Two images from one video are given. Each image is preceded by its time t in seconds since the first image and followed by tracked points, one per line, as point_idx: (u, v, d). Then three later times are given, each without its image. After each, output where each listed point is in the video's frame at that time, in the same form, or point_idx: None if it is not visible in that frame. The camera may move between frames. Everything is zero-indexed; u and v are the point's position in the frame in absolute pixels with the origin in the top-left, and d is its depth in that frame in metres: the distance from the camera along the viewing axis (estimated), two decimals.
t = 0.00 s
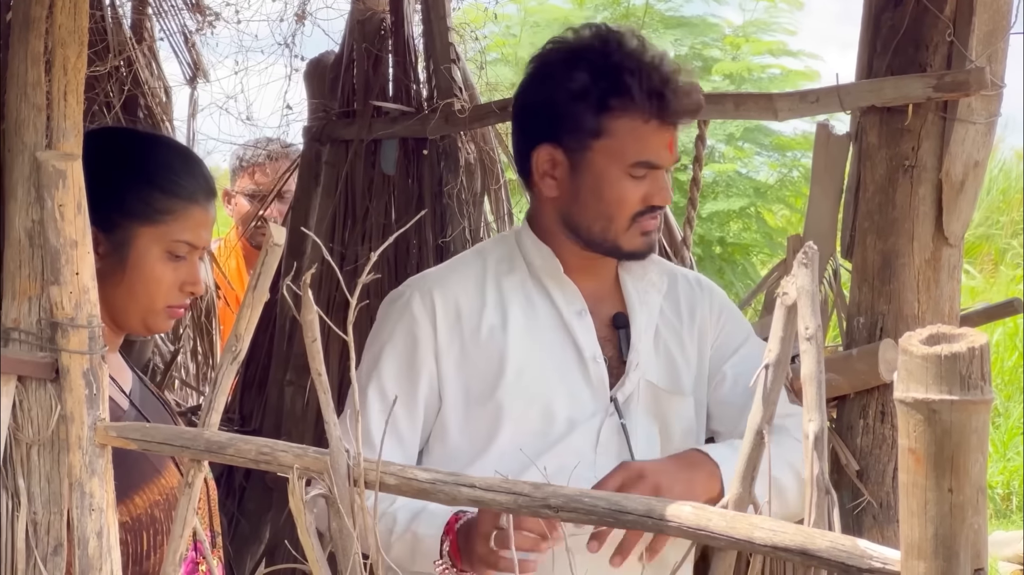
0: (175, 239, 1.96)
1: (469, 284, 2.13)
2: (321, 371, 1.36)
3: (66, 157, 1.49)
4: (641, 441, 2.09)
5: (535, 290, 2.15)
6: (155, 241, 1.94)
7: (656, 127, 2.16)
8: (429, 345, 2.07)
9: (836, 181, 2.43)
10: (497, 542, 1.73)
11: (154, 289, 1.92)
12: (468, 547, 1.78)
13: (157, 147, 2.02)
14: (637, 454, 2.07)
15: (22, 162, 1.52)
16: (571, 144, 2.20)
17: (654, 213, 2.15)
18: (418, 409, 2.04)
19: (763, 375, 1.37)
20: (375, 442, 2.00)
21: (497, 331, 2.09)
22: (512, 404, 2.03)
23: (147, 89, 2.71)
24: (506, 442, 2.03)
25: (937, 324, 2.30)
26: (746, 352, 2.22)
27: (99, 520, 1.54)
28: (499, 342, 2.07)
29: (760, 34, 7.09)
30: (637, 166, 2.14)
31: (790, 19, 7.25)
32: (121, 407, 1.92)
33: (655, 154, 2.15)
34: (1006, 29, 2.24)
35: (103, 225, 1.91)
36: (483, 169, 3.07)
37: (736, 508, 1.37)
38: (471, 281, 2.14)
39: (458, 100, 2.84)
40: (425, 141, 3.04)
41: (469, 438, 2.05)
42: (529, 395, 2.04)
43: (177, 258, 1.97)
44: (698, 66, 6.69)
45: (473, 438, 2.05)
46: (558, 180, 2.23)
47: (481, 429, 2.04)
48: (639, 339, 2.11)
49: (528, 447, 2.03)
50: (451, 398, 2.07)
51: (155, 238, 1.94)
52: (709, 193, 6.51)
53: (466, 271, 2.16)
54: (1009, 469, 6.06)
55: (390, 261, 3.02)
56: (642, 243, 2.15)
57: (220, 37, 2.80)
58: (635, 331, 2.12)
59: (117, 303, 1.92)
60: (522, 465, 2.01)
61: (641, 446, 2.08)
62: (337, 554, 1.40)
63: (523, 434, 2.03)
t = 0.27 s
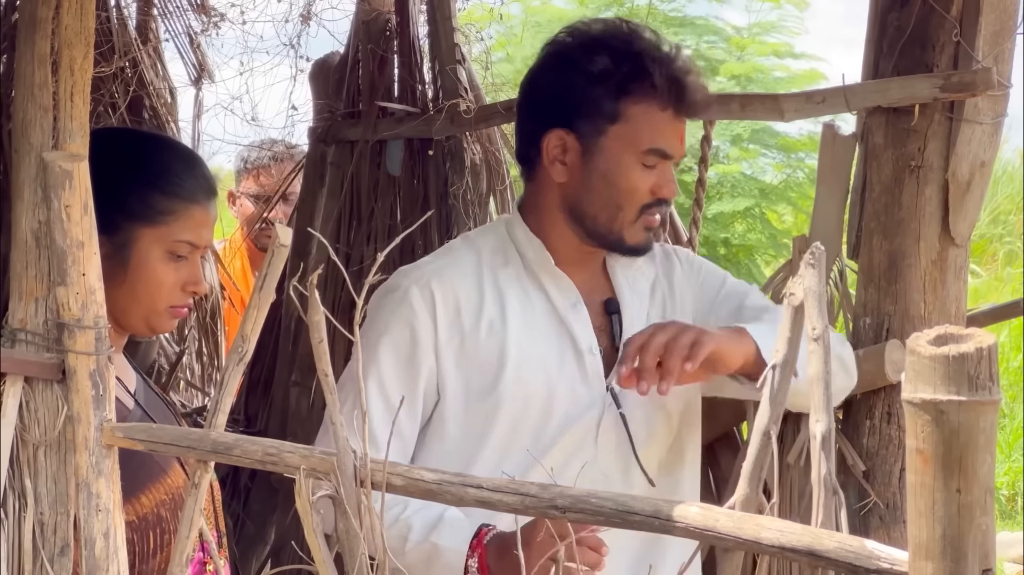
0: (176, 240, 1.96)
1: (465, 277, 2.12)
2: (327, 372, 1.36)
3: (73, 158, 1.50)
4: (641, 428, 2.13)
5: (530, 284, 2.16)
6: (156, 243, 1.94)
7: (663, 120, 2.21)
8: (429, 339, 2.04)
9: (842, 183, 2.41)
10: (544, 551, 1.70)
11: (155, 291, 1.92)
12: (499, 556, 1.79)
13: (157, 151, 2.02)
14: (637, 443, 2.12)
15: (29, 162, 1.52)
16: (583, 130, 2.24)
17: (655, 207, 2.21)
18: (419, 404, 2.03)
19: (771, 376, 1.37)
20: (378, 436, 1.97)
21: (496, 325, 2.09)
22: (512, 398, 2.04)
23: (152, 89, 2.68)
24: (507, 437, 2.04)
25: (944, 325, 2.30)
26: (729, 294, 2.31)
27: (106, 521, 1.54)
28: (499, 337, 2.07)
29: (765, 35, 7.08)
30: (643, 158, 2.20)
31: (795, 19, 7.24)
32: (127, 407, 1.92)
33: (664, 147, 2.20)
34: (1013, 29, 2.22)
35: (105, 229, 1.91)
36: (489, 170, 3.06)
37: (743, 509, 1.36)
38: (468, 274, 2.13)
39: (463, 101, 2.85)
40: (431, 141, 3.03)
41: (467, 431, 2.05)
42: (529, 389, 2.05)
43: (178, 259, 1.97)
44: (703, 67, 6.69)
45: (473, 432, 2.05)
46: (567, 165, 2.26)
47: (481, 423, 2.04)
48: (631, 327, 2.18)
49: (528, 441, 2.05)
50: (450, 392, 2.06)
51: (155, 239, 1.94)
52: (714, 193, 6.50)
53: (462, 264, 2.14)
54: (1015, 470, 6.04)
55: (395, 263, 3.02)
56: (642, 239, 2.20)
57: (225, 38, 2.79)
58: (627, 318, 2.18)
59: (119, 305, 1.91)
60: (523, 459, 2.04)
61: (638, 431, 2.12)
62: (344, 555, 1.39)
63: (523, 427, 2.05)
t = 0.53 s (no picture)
0: (174, 239, 1.96)
1: (465, 270, 2.12)
2: (330, 372, 1.36)
3: (76, 158, 1.50)
4: (644, 416, 2.11)
5: (532, 276, 2.16)
6: (155, 243, 1.94)
7: (591, 97, 2.18)
8: (429, 330, 2.05)
9: (845, 181, 2.41)
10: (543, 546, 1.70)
11: (154, 292, 1.93)
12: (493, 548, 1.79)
13: (155, 152, 2.02)
14: (641, 434, 2.10)
15: (32, 163, 1.52)
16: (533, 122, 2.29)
17: (586, 185, 2.15)
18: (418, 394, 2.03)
19: (774, 376, 1.37)
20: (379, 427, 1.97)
21: (497, 316, 2.09)
22: (513, 389, 2.04)
23: (156, 89, 2.66)
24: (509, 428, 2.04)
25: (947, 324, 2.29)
26: (731, 263, 2.31)
27: (109, 521, 1.54)
28: (499, 328, 2.07)
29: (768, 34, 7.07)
30: (571, 137, 2.17)
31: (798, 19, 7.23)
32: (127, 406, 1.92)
33: (585, 121, 2.16)
34: (1016, 29, 2.22)
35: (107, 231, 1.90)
36: (492, 170, 3.07)
37: (747, 509, 1.36)
38: (468, 266, 2.13)
39: (466, 101, 2.85)
40: (434, 141, 3.04)
41: (466, 422, 2.05)
42: (529, 380, 2.05)
43: (177, 258, 1.97)
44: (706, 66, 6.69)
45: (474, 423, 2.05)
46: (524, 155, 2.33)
47: (482, 414, 2.04)
48: (631, 314, 2.17)
49: (530, 432, 2.05)
50: (450, 382, 2.06)
51: (153, 239, 1.94)
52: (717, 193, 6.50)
53: (461, 257, 2.15)
54: (1018, 470, 6.02)
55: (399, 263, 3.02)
56: (564, 220, 2.14)
57: (228, 37, 2.78)
58: (628, 306, 2.18)
59: (120, 306, 1.92)
60: (526, 451, 2.04)
61: (646, 418, 2.11)
62: (347, 555, 1.39)
63: (525, 418, 2.05)
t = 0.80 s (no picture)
0: (170, 238, 1.96)
1: (480, 268, 2.12)
2: (332, 371, 1.36)
3: (77, 158, 1.50)
4: (654, 421, 2.12)
5: (545, 277, 2.16)
6: (150, 242, 1.94)
7: (578, 92, 2.18)
8: (441, 325, 2.04)
9: (847, 180, 2.40)
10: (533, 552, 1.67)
11: (150, 291, 1.93)
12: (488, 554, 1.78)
13: (150, 152, 2.02)
14: (650, 438, 2.11)
15: (33, 163, 1.53)
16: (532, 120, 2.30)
17: (579, 179, 2.15)
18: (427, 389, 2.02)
19: (775, 375, 1.36)
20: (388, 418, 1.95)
21: (509, 315, 2.09)
22: (522, 388, 2.04)
23: (158, 89, 2.66)
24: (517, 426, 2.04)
25: (949, 323, 2.29)
26: (743, 275, 2.30)
27: (110, 522, 1.55)
28: (510, 327, 2.08)
29: (769, 33, 7.07)
30: (560, 133, 2.18)
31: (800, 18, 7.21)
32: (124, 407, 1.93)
33: (573, 117, 2.17)
34: (1018, 28, 2.22)
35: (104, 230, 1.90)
36: (493, 169, 3.07)
37: (748, 508, 1.36)
38: (483, 265, 2.13)
39: (468, 101, 2.85)
40: (436, 141, 3.04)
41: (473, 420, 2.04)
42: (539, 379, 2.06)
43: (172, 256, 1.97)
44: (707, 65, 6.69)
45: (482, 421, 2.04)
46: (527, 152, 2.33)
47: (491, 412, 2.04)
48: (644, 320, 2.17)
49: (538, 431, 2.05)
50: (460, 380, 2.06)
51: (147, 236, 1.94)
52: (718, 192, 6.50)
53: (476, 255, 2.15)
54: (1020, 469, 6.01)
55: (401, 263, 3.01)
56: (561, 213, 2.14)
57: (229, 37, 2.80)
58: (642, 312, 2.18)
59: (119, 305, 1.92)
60: (533, 451, 2.03)
61: (656, 420, 2.12)
62: (348, 556, 1.40)
63: (534, 418, 2.05)
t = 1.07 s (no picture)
0: (163, 236, 1.96)
1: (474, 268, 2.13)
2: (332, 371, 1.36)
3: (77, 158, 1.50)
4: (648, 418, 2.10)
5: (539, 277, 2.16)
6: (141, 241, 1.93)
7: (558, 90, 2.21)
8: (433, 325, 2.06)
9: (848, 180, 2.39)
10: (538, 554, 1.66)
11: (145, 290, 1.93)
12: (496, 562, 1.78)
13: (144, 154, 2.02)
14: (643, 435, 2.09)
15: (32, 162, 1.53)
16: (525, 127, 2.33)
17: (563, 174, 2.15)
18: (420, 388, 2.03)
19: (775, 374, 1.36)
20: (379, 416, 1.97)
21: (501, 315, 2.10)
22: (513, 388, 2.05)
23: (158, 89, 2.65)
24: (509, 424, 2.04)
25: (948, 322, 2.29)
26: (750, 273, 2.29)
27: (110, 521, 1.55)
28: (503, 327, 2.09)
29: (769, 32, 7.06)
30: (543, 131, 2.20)
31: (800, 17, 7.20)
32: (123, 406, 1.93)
33: (553, 114, 2.19)
34: (1017, 27, 2.22)
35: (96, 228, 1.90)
36: (493, 169, 3.07)
37: (748, 507, 1.36)
38: (477, 265, 2.14)
39: (468, 100, 2.85)
40: (436, 140, 3.04)
41: (465, 419, 2.05)
42: (531, 378, 2.06)
43: (166, 255, 1.97)
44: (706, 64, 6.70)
45: (474, 419, 2.05)
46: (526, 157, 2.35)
47: (483, 410, 2.04)
48: (640, 316, 2.17)
49: (529, 429, 2.05)
50: (452, 379, 2.07)
51: (139, 236, 1.93)
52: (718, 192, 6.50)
53: (471, 255, 2.16)
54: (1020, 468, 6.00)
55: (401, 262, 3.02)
56: (547, 210, 2.14)
57: (229, 37, 2.80)
58: (637, 308, 2.18)
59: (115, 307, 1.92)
60: (524, 449, 2.04)
61: (650, 417, 2.10)
62: (349, 555, 1.40)
63: (525, 416, 2.05)
